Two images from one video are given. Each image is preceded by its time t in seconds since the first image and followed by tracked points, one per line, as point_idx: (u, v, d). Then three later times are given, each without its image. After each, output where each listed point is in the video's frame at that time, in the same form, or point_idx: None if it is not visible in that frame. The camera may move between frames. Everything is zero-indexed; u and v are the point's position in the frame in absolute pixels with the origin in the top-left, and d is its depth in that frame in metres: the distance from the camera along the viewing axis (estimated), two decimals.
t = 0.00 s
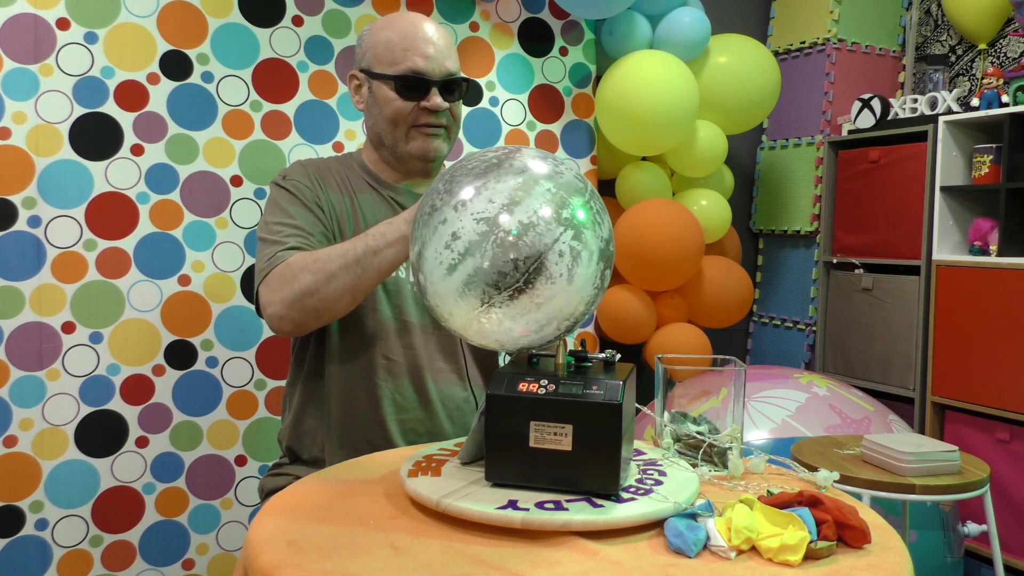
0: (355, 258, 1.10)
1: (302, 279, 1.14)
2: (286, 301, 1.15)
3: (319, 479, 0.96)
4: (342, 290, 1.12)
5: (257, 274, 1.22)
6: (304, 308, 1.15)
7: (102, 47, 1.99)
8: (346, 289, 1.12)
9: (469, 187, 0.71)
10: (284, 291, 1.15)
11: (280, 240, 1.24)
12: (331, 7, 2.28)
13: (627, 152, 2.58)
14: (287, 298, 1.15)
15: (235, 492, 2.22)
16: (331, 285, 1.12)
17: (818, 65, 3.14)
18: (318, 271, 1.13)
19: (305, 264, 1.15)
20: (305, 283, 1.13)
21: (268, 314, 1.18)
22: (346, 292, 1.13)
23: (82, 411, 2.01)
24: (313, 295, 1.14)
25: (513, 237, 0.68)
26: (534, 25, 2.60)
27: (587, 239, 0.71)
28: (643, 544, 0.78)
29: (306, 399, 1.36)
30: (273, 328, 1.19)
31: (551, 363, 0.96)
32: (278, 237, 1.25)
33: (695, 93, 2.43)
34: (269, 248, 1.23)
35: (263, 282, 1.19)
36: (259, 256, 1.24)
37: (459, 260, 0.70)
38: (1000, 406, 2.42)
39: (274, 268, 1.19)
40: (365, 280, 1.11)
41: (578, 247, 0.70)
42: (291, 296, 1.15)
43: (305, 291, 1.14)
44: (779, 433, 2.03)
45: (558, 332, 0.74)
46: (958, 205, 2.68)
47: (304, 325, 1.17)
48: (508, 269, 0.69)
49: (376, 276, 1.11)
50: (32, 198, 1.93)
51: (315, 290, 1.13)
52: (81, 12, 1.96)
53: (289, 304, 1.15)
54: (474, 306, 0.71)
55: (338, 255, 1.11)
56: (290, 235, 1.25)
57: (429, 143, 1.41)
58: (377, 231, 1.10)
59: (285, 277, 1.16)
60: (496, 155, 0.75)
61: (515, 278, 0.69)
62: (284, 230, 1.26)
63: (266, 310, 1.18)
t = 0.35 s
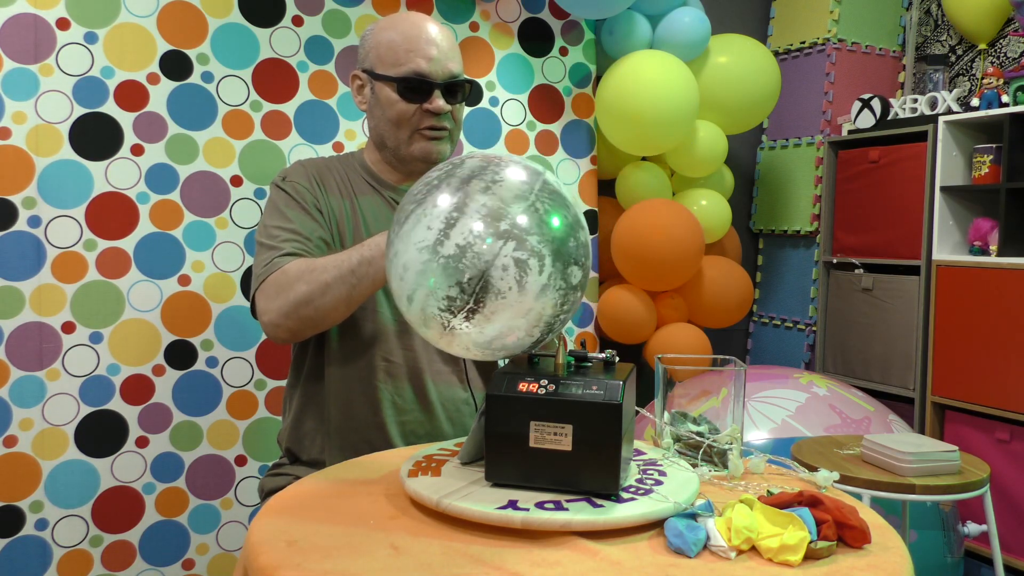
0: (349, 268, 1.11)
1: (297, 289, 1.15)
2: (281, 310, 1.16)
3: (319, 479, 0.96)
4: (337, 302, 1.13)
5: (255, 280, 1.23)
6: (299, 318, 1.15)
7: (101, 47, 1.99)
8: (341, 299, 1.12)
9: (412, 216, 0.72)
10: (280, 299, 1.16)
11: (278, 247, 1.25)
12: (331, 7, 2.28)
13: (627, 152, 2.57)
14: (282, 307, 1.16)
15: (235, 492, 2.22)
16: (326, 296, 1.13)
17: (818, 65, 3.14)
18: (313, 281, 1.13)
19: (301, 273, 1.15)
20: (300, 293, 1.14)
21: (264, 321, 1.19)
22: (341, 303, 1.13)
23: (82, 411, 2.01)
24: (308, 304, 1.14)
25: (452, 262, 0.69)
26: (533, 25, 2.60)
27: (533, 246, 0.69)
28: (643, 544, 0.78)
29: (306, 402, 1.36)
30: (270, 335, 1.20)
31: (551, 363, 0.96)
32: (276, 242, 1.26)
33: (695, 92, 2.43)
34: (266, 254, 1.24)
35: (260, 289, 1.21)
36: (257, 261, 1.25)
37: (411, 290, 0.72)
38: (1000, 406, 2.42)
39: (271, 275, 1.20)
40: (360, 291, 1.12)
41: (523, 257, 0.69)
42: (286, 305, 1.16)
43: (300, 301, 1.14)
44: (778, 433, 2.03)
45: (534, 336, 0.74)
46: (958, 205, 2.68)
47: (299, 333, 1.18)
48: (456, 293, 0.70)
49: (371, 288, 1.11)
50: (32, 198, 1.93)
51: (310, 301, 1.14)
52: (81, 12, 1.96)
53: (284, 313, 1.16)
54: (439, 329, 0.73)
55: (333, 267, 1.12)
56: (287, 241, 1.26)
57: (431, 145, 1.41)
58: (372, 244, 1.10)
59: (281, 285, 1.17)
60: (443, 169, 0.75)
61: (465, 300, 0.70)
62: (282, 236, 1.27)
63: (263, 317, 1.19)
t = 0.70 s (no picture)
0: (346, 271, 1.11)
1: (296, 292, 1.15)
2: (280, 313, 1.16)
3: (319, 479, 0.96)
4: (335, 304, 1.13)
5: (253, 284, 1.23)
6: (298, 320, 1.16)
7: (101, 47, 1.99)
8: (339, 302, 1.13)
9: (404, 217, 0.73)
10: (278, 303, 1.17)
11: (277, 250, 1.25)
12: (331, 7, 2.28)
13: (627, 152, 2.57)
14: (280, 310, 1.16)
15: (235, 492, 2.22)
16: (323, 299, 1.13)
17: (818, 65, 3.14)
18: (310, 284, 1.14)
19: (297, 277, 1.15)
20: (298, 297, 1.14)
21: (263, 325, 1.19)
22: (339, 305, 1.13)
23: (82, 411, 2.01)
24: (306, 308, 1.14)
25: (442, 260, 0.69)
26: (533, 25, 2.60)
27: (523, 242, 0.69)
28: (643, 544, 0.78)
29: (307, 403, 1.36)
30: (270, 338, 1.21)
31: (551, 363, 0.96)
32: (276, 245, 1.26)
33: (696, 92, 2.43)
34: (266, 257, 1.25)
35: (258, 292, 1.21)
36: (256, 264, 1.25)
37: (403, 290, 0.72)
38: (1000, 406, 2.42)
39: (270, 278, 1.20)
40: (358, 293, 1.12)
41: (514, 254, 0.69)
42: (284, 308, 1.16)
43: (298, 304, 1.15)
44: (778, 433, 2.03)
45: (526, 336, 0.74)
46: (958, 205, 2.68)
47: (299, 336, 1.19)
48: (445, 291, 0.70)
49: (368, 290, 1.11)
50: (32, 198, 1.93)
51: (308, 304, 1.14)
52: (81, 12, 1.96)
53: (283, 316, 1.16)
54: (431, 329, 0.73)
55: (329, 269, 1.12)
56: (287, 243, 1.26)
57: (432, 146, 1.41)
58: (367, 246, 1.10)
59: (280, 288, 1.17)
60: (435, 171, 0.76)
61: (455, 298, 0.70)
62: (282, 239, 1.27)
63: (262, 321, 1.20)
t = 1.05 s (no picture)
0: (351, 273, 1.11)
1: (300, 293, 1.15)
2: (286, 315, 1.17)
3: (320, 479, 0.96)
4: (341, 306, 1.14)
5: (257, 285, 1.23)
6: (304, 322, 1.16)
7: (102, 47, 1.99)
8: (344, 304, 1.14)
9: (478, 180, 0.73)
10: (284, 305, 1.17)
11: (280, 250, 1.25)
12: (331, 7, 2.27)
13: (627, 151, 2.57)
14: (286, 312, 1.17)
15: (235, 492, 2.22)
16: (329, 301, 1.14)
17: (818, 65, 3.14)
18: (315, 286, 1.14)
19: (302, 278, 1.16)
20: (303, 298, 1.15)
21: (269, 326, 1.20)
22: (344, 307, 1.14)
23: (82, 411, 2.01)
24: (311, 310, 1.15)
25: (529, 226, 0.70)
26: (534, 25, 2.60)
27: (594, 231, 0.74)
28: (643, 544, 0.78)
29: (308, 401, 1.36)
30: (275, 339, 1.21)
31: (551, 363, 0.96)
32: (280, 244, 1.26)
33: (695, 92, 2.43)
34: (270, 257, 1.25)
35: (263, 293, 1.21)
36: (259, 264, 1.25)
37: (468, 252, 0.71)
38: (1000, 406, 2.42)
39: (275, 278, 1.20)
40: (363, 295, 1.13)
41: (586, 238, 0.73)
42: (290, 311, 1.16)
43: (304, 306, 1.15)
44: (779, 433, 2.03)
45: (565, 325, 0.76)
46: (958, 205, 2.68)
47: (305, 337, 1.19)
48: (520, 256, 0.70)
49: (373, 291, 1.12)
50: (32, 198, 1.93)
51: (313, 306, 1.15)
52: (81, 11, 1.96)
53: (289, 318, 1.17)
54: (486, 297, 0.73)
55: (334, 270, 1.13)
56: (292, 243, 1.27)
57: (431, 146, 1.41)
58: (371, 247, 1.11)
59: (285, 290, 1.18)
60: (492, 153, 0.77)
61: (528, 265, 0.71)
62: (286, 238, 1.27)
63: (268, 323, 1.20)
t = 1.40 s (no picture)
0: (362, 282, 1.15)
1: (314, 301, 1.20)
2: (298, 321, 1.22)
3: (320, 479, 0.96)
4: (352, 313, 1.19)
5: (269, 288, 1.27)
6: (317, 328, 1.21)
7: (102, 47, 1.99)
8: (356, 313, 1.18)
9: (493, 180, 0.73)
10: (296, 311, 1.21)
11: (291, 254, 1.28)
12: (331, 6, 2.27)
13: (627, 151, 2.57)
14: (299, 319, 1.21)
15: (235, 492, 2.22)
16: (341, 309, 1.19)
17: (818, 65, 3.14)
18: (328, 295, 1.19)
19: (315, 285, 1.20)
20: (316, 306, 1.19)
21: (282, 331, 1.25)
22: (356, 315, 1.19)
23: (82, 411, 2.01)
24: (324, 317, 1.20)
25: (543, 227, 0.70)
26: (533, 25, 2.60)
27: (606, 226, 0.74)
28: (643, 544, 0.78)
29: (313, 400, 1.36)
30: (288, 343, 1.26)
31: (551, 363, 0.96)
32: (292, 247, 1.28)
33: (695, 92, 2.43)
34: (281, 259, 1.27)
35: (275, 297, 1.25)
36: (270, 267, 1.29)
37: (486, 256, 0.71)
38: (999, 405, 2.42)
39: (288, 283, 1.24)
40: (373, 304, 1.17)
41: (598, 232, 0.73)
42: (302, 317, 1.21)
43: (317, 314, 1.20)
44: (778, 433, 2.03)
45: (583, 318, 0.77)
46: (958, 205, 2.68)
47: (316, 341, 1.24)
48: (538, 259, 0.70)
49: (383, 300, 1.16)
50: (32, 198, 1.93)
51: (326, 313, 1.19)
52: (81, 11, 1.95)
53: (302, 323, 1.21)
54: (506, 298, 0.72)
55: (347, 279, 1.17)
56: (303, 246, 1.28)
57: (441, 150, 1.41)
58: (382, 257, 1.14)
59: (297, 296, 1.22)
60: (496, 154, 0.77)
61: (547, 265, 0.71)
62: (297, 240, 1.29)
63: (280, 327, 1.25)
